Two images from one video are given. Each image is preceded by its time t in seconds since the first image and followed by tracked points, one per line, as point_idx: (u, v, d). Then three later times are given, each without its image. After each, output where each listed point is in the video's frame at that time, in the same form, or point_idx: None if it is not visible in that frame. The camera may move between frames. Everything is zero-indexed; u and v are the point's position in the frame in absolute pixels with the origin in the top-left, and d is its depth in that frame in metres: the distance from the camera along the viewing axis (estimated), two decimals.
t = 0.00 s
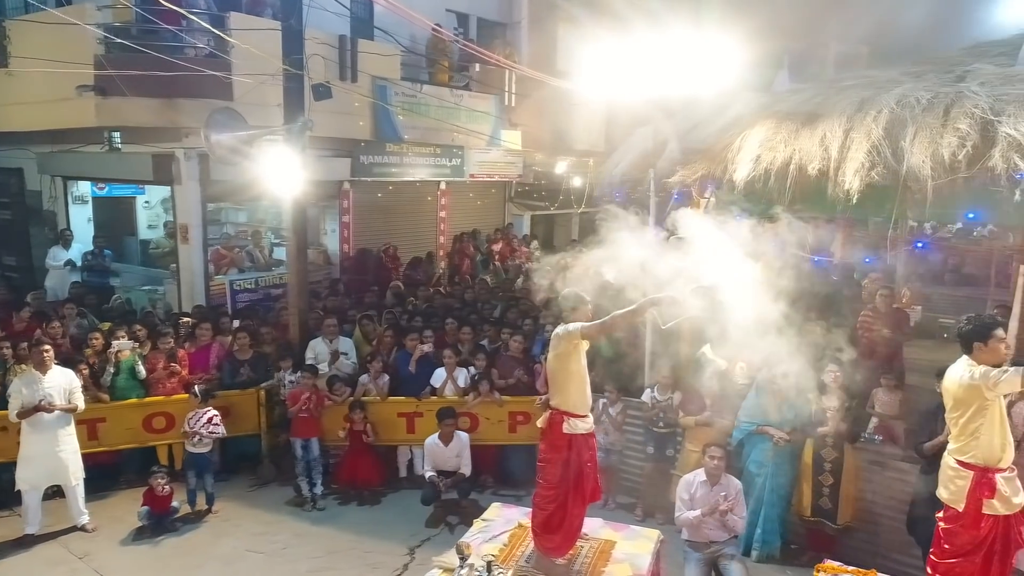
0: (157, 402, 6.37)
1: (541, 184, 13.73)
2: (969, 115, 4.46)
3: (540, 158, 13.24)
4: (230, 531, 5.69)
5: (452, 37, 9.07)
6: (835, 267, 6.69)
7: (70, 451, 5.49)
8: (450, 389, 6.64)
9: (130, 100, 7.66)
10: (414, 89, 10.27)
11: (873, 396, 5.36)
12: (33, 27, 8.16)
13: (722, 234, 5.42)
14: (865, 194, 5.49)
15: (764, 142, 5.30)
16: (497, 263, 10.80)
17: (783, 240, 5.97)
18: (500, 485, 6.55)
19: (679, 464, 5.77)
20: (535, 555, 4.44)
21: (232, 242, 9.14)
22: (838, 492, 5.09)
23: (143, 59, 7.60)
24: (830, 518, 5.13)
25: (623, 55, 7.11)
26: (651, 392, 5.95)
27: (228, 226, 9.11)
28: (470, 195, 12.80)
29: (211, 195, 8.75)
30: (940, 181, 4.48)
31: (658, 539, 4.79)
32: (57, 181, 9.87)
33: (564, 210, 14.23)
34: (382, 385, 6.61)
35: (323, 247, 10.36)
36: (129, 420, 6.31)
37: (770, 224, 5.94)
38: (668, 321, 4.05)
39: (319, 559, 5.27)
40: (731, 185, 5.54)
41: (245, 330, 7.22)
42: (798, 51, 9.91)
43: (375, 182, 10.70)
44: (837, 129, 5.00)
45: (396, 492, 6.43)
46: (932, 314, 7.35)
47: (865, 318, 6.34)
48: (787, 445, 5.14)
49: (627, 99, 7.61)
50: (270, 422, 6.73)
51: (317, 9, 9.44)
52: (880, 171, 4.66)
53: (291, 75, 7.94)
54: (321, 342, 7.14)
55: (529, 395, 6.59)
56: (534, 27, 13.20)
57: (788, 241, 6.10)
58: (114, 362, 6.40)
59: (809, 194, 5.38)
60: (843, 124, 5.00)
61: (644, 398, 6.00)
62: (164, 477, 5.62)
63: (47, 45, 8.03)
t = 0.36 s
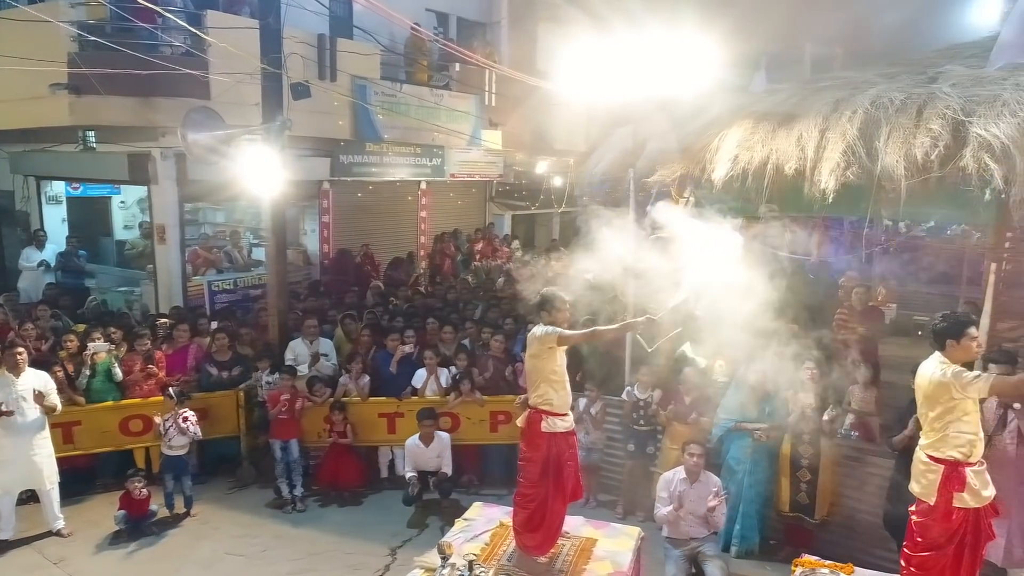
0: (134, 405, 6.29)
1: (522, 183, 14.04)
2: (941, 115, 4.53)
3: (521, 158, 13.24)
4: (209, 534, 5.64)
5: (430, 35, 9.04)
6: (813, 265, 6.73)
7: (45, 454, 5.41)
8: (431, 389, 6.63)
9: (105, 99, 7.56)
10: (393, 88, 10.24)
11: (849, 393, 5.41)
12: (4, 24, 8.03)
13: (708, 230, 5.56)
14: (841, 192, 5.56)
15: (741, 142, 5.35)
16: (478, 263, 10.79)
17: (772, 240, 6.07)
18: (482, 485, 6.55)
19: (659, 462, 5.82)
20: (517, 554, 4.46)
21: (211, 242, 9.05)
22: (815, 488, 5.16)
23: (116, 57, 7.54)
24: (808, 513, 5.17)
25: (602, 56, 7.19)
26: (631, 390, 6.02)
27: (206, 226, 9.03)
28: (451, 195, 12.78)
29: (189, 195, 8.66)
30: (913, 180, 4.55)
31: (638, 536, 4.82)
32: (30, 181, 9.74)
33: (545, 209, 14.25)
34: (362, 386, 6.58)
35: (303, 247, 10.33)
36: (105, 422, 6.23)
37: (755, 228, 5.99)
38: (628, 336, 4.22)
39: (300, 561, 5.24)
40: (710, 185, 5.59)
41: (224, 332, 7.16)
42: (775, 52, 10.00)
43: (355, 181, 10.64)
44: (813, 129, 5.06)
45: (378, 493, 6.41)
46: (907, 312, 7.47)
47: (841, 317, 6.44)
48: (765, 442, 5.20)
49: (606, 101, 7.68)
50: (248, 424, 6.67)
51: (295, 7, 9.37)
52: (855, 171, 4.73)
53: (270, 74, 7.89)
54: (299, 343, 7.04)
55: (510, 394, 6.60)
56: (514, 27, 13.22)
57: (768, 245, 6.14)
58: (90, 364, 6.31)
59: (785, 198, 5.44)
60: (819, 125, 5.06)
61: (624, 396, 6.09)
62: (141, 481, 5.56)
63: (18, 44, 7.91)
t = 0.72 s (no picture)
0: (110, 408, 6.21)
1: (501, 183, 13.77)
2: (913, 116, 4.61)
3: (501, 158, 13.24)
4: (187, 538, 5.58)
5: (409, 35, 8.96)
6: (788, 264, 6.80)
7: (17, 459, 5.32)
8: (411, 390, 6.60)
9: (77, 98, 7.44)
10: (372, 87, 10.20)
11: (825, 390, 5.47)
12: None
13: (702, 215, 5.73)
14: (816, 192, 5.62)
15: (718, 143, 5.40)
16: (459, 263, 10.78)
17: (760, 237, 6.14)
18: (463, 485, 6.54)
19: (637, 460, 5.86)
20: (498, 553, 4.47)
21: (187, 243, 8.96)
22: (793, 484, 5.22)
23: (90, 56, 7.43)
24: (785, 510, 5.29)
25: (579, 54, 7.18)
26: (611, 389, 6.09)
27: (183, 227, 8.94)
28: (430, 195, 12.75)
29: (165, 195, 8.57)
30: (886, 180, 4.61)
31: (618, 534, 4.85)
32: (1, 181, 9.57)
33: (525, 209, 14.27)
34: (342, 387, 6.54)
35: (281, 247, 10.31)
36: (79, 426, 6.14)
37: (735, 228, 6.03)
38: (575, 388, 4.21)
39: (279, 564, 5.20)
40: (687, 185, 5.63)
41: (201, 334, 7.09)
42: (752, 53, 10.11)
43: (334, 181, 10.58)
44: (788, 130, 5.12)
45: (358, 495, 6.37)
46: (882, 310, 7.57)
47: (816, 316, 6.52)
48: (743, 439, 5.24)
49: (584, 100, 7.69)
50: (227, 426, 6.61)
51: (273, 6, 9.33)
52: (829, 171, 4.80)
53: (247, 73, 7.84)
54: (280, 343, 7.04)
55: (491, 394, 6.60)
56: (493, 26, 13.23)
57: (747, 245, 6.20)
58: (63, 367, 6.19)
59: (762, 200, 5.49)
60: (794, 125, 5.12)
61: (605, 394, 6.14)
62: (117, 485, 5.48)
63: None
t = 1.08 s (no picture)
0: (90, 408, 6.13)
1: (486, 178, 13.71)
2: (892, 112, 4.64)
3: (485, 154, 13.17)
4: (170, 538, 5.53)
5: (391, 31, 8.87)
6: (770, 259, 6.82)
7: None
8: (396, 387, 6.56)
9: (54, 93, 7.34)
10: (354, 83, 10.12)
11: (808, 384, 5.46)
12: None
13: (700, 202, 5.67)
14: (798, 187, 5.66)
15: (700, 139, 5.42)
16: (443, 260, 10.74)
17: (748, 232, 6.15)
18: (448, 481, 6.55)
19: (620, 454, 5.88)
20: (483, 550, 4.48)
21: (168, 240, 8.88)
22: (775, 477, 5.27)
23: (67, 50, 7.37)
24: (769, 502, 5.31)
25: (561, 52, 7.18)
26: (594, 385, 6.12)
27: (164, 224, 8.86)
28: (414, 191, 12.70)
29: (144, 192, 8.48)
30: (865, 175, 4.65)
31: (603, 529, 4.85)
32: None
33: (510, 205, 14.24)
34: (326, 385, 6.51)
35: (263, 245, 10.18)
36: (59, 426, 6.07)
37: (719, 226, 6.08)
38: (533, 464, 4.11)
39: (263, 563, 5.17)
40: (670, 180, 5.64)
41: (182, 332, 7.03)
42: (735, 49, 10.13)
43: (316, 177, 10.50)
44: (770, 126, 5.14)
45: (343, 492, 6.35)
46: (863, 304, 7.64)
47: (798, 310, 6.56)
48: (726, 433, 5.28)
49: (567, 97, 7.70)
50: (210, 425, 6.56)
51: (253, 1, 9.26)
52: (810, 166, 4.84)
53: (228, 69, 7.77)
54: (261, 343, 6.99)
55: (475, 391, 6.60)
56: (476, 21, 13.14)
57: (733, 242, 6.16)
58: (42, 366, 6.13)
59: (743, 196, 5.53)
60: (776, 121, 5.14)
61: (589, 391, 6.16)
62: (99, 486, 5.42)
63: None
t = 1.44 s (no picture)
0: (64, 411, 6.04)
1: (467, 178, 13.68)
2: (868, 112, 4.69)
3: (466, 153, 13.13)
4: (147, 542, 5.46)
5: (370, 30, 8.79)
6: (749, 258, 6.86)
7: None
8: (376, 387, 6.53)
9: (26, 91, 7.22)
10: (333, 82, 10.04)
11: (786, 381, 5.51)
12: None
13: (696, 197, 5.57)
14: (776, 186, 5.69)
15: (679, 139, 5.44)
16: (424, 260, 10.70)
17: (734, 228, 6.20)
18: (430, 482, 6.52)
19: (601, 453, 5.90)
20: (465, 550, 4.47)
21: (145, 241, 8.75)
22: (755, 475, 5.31)
23: (39, 48, 7.29)
24: (749, 500, 5.35)
25: (541, 51, 7.16)
26: (570, 384, 6.09)
27: (141, 224, 8.75)
28: (395, 191, 12.64)
29: (121, 192, 8.37)
30: (842, 174, 4.69)
31: (585, 528, 4.86)
32: None
33: (491, 205, 14.21)
34: (306, 386, 6.46)
35: (243, 245, 10.22)
36: (32, 431, 5.97)
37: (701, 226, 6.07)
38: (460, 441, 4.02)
39: (243, 567, 5.13)
40: (650, 180, 5.65)
41: (160, 333, 6.94)
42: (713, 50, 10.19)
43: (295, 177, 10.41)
44: (748, 126, 5.17)
45: (323, 494, 6.31)
46: (840, 302, 7.72)
47: (776, 308, 6.62)
48: (706, 431, 5.31)
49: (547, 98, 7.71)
50: (188, 427, 6.49)
51: None
52: (788, 166, 4.87)
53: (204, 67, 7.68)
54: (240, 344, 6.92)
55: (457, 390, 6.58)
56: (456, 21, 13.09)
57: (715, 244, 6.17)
58: (15, 370, 6.03)
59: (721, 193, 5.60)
60: (754, 121, 5.17)
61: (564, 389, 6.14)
62: (73, 491, 5.34)
63: None
